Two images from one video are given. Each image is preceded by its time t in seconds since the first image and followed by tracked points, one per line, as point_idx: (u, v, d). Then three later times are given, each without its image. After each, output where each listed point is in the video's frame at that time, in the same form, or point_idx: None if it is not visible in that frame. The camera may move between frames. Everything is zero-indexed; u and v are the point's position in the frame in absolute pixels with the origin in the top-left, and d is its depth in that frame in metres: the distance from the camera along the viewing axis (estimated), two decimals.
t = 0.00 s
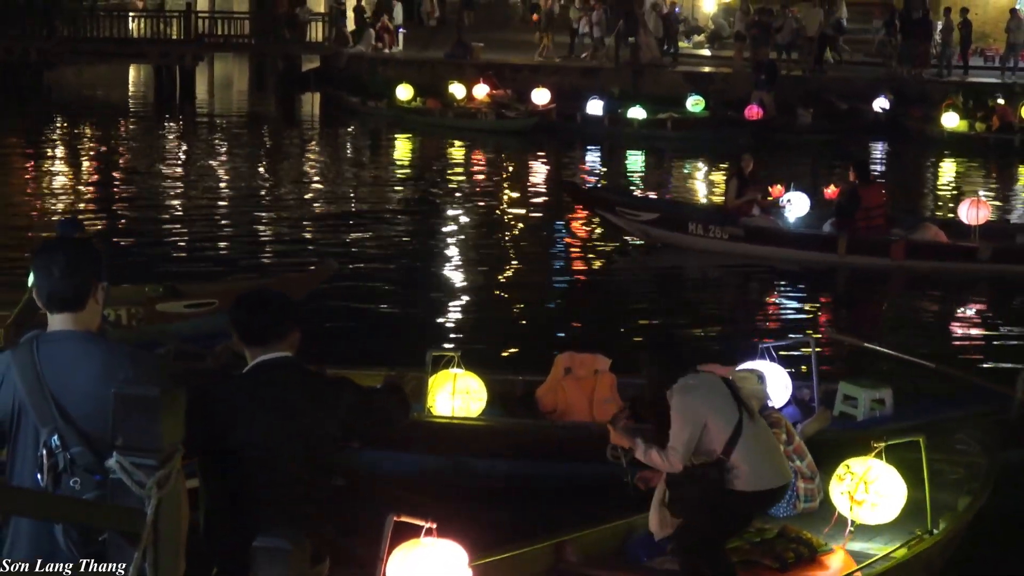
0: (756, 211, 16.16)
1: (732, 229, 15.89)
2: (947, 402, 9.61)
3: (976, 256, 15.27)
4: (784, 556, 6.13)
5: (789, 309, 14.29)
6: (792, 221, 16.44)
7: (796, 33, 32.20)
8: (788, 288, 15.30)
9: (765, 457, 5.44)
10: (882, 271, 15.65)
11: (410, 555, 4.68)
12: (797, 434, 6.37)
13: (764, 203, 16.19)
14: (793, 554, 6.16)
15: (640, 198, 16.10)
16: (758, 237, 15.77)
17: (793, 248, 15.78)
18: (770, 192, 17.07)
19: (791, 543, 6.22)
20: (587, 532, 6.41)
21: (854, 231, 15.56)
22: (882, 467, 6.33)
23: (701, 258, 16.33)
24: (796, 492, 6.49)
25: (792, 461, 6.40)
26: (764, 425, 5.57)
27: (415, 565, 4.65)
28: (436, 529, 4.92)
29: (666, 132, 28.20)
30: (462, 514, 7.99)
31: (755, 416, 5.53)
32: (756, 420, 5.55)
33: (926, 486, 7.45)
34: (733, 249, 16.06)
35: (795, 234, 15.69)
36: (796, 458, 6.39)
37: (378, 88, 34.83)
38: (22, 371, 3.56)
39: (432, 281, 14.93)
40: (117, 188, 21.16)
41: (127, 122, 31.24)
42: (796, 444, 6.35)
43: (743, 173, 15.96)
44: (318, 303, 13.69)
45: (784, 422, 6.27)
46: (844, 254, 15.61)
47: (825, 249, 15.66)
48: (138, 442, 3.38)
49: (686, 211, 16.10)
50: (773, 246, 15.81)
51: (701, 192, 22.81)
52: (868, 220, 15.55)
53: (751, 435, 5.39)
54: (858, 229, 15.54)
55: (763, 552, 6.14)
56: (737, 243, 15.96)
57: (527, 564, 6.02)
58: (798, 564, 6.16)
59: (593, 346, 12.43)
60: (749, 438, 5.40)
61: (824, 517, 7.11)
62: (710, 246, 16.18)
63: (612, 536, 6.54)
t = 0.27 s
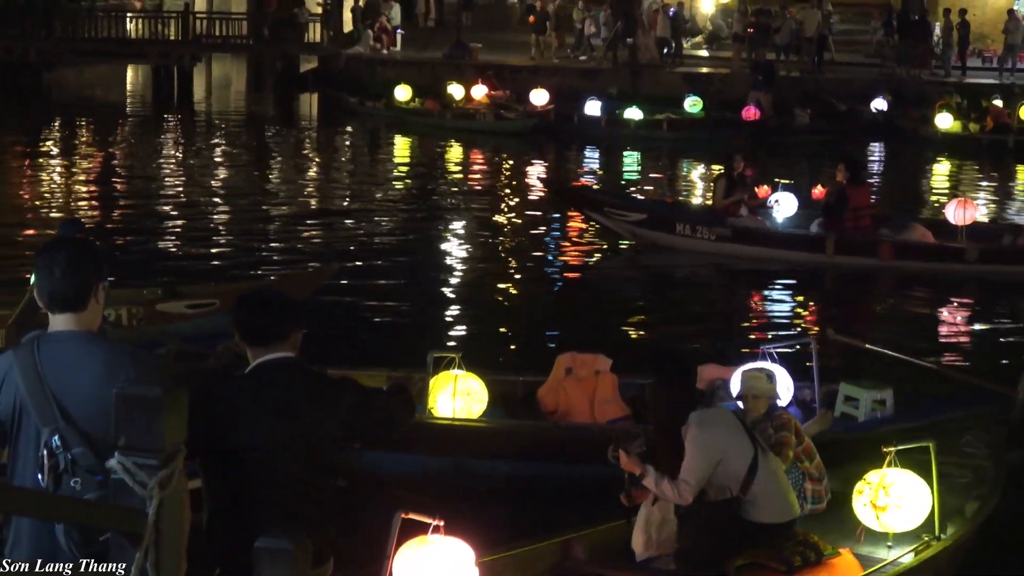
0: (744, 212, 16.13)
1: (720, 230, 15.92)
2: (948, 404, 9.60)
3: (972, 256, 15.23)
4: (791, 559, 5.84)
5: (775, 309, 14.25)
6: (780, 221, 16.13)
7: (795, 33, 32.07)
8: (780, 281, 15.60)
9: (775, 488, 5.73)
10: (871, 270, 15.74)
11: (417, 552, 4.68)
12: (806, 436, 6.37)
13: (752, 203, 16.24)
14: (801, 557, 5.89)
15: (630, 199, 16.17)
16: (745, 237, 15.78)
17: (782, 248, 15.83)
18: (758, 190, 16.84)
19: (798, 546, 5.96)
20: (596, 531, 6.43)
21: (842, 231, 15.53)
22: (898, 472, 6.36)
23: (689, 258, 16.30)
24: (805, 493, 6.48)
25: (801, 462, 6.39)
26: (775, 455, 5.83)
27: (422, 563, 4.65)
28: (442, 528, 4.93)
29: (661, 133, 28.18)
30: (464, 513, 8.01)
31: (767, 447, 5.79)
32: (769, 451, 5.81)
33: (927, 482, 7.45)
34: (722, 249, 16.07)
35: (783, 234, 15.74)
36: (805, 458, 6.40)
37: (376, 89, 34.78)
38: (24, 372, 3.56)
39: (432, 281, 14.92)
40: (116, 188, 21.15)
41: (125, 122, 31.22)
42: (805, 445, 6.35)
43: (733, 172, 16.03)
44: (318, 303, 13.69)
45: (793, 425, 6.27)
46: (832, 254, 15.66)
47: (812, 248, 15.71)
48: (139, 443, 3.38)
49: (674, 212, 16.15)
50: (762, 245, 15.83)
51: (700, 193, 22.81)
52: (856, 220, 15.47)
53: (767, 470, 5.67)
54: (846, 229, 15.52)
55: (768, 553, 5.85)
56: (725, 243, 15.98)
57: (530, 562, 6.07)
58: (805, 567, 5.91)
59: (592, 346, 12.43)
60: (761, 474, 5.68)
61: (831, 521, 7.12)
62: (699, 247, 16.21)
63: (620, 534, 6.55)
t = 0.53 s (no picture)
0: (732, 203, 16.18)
1: (708, 220, 15.93)
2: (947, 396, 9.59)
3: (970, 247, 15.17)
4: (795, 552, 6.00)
5: (762, 303, 14.16)
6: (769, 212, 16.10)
7: (794, 25, 32.01)
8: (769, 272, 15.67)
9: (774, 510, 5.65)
10: (860, 262, 15.62)
11: (422, 543, 4.68)
12: (814, 429, 6.36)
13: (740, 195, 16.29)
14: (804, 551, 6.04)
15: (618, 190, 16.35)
16: (734, 228, 15.77)
17: (771, 240, 15.74)
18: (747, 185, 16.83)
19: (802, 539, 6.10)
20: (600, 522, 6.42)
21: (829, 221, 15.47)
22: (911, 463, 6.37)
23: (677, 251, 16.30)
24: (811, 485, 6.50)
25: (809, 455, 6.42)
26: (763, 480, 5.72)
27: (426, 555, 4.65)
28: (447, 520, 4.92)
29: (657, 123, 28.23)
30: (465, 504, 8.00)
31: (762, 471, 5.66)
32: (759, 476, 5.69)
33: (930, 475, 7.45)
34: (711, 241, 16.06)
35: (772, 226, 15.67)
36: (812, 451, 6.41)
37: (374, 80, 34.72)
38: (23, 364, 3.55)
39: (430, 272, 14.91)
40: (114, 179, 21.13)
41: (123, 113, 31.18)
42: (814, 438, 6.35)
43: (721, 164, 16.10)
44: (316, 294, 13.68)
45: (800, 418, 6.19)
46: (819, 245, 15.58)
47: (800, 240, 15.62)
48: (139, 433, 3.36)
49: (663, 204, 16.29)
50: (750, 236, 15.77)
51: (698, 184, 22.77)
52: (845, 211, 15.21)
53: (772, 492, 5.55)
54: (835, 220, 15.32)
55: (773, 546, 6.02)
56: (713, 234, 15.98)
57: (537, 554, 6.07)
58: (809, 560, 6.05)
59: (591, 338, 12.41)
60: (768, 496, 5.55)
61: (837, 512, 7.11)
62: (687, 238, 16.20)
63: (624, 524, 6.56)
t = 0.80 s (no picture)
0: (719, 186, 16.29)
1: (694, 202, 15.99)
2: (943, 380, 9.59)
3: (967, 231, 15.16)
4: (799, 535, 6.12)
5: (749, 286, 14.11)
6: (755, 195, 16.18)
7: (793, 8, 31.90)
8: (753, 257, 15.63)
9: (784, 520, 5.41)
10: (846, 245, 15.57)
11: (422, 528, 4.68)
12: (814, 414, 6.40)
13: (728, 176, 16.42)
14: (808, 533, 6.15)
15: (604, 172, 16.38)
16: (720, 210, 15.81)
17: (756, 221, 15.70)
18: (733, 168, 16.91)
19: (806, 521, 6.21)
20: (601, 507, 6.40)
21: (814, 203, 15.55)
22: (903, 446, 6.36)
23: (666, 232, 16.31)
24: (812, 469, 6.63)
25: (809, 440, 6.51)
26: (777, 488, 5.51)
27: (426, 539, 4.65)
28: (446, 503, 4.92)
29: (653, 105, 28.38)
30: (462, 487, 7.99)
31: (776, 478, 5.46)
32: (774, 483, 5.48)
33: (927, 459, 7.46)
34: (696, 222, 16.10)
35: (757, 207, 15.64)
36: (813, 436, 6.50)
37: (370, 62, 34.59)
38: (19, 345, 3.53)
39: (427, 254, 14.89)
40: (109, 160, 21.05)
41: (119, 94, 31.05)
42: (814, 423, 6.42)
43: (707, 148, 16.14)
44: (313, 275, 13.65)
45: (800, 404, 6.21)
46: (802, 228, 15.52)
47: (784, 222, 15.59)
48: (136, 413, 3.34)
49: (649, 186, 16.29)
50: (736, 220, 15.77)
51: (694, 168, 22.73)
52: (828, 195, 15.47)
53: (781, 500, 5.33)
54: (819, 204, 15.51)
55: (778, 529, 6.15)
56: (700, 216, 16.03)
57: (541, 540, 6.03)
58: (812, 542, 6.16)
59: (588, 320, 12.40)
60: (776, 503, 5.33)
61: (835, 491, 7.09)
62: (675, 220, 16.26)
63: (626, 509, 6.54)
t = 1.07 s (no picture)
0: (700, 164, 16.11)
1: (675, 181, 15.78)
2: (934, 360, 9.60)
3: (955, 211, 15.17)
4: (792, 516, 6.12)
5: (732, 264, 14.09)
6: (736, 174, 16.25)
7: None
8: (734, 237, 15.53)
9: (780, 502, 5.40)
10: (824, 224, 15.67)
11: (416, 508, 4.67)
12: (812, 395, 6.34)
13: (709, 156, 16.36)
14: (802, 514, 6.16)
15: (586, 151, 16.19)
16: (700, 189, 15.65)
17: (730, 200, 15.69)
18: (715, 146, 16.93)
19: (802, 501, 6.23)
20: (597, 489, 6.39)
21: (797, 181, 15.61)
22: (894, 426, 6.36)
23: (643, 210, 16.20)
24: (809, 450, 6.46)
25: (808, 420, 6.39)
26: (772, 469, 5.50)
27: (421, 518, 4.64)
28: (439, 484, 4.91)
29: (642, 85, 28.18)
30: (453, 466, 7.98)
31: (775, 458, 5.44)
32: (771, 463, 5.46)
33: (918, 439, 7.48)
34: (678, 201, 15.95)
35: (735, 186, 15.61)
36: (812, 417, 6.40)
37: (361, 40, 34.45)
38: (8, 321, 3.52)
39: (418, 233, 14.86)
40: (100, 138, 20.96)
41: (110, 72, 30.90)
42: (810, 404, 6.32)
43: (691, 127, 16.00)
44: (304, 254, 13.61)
45: (796, 384, 6.18)
46: (785, 208, 15.57)
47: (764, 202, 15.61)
48: (125, 392, 3.33)
49: (631, 164, 16.11)
50: (717, 199, 15.70)
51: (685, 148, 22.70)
52: (809, 172, 15.50)
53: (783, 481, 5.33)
54: (800, 182, 15.52)
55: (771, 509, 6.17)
56: (679, 194, 15.84)
57: (535, 522, 6.03)
58: (806, 523, 6.15)
59: (578, 299, 12.39)
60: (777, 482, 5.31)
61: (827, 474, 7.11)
62: (654, 198, 16.06)
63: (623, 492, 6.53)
